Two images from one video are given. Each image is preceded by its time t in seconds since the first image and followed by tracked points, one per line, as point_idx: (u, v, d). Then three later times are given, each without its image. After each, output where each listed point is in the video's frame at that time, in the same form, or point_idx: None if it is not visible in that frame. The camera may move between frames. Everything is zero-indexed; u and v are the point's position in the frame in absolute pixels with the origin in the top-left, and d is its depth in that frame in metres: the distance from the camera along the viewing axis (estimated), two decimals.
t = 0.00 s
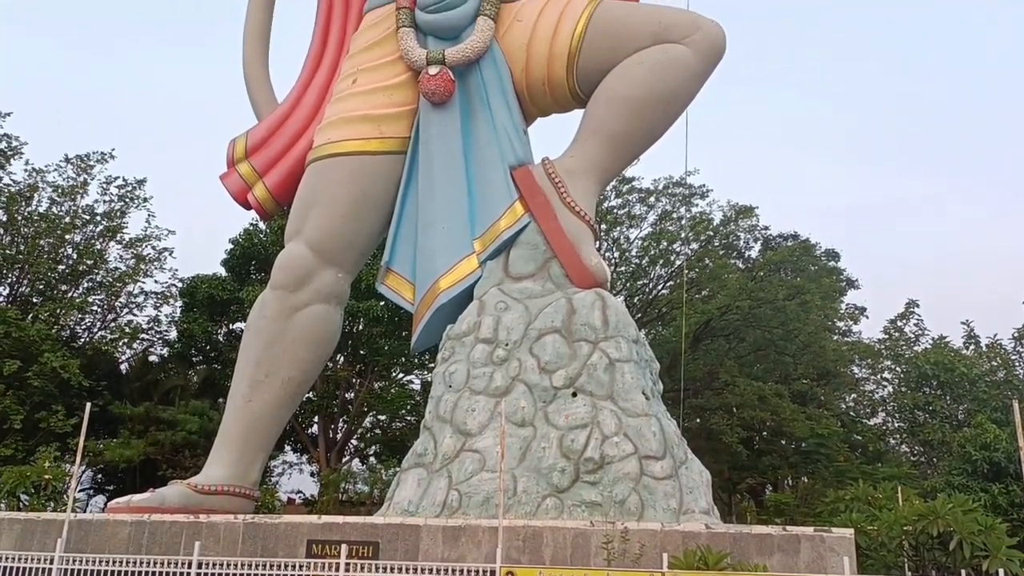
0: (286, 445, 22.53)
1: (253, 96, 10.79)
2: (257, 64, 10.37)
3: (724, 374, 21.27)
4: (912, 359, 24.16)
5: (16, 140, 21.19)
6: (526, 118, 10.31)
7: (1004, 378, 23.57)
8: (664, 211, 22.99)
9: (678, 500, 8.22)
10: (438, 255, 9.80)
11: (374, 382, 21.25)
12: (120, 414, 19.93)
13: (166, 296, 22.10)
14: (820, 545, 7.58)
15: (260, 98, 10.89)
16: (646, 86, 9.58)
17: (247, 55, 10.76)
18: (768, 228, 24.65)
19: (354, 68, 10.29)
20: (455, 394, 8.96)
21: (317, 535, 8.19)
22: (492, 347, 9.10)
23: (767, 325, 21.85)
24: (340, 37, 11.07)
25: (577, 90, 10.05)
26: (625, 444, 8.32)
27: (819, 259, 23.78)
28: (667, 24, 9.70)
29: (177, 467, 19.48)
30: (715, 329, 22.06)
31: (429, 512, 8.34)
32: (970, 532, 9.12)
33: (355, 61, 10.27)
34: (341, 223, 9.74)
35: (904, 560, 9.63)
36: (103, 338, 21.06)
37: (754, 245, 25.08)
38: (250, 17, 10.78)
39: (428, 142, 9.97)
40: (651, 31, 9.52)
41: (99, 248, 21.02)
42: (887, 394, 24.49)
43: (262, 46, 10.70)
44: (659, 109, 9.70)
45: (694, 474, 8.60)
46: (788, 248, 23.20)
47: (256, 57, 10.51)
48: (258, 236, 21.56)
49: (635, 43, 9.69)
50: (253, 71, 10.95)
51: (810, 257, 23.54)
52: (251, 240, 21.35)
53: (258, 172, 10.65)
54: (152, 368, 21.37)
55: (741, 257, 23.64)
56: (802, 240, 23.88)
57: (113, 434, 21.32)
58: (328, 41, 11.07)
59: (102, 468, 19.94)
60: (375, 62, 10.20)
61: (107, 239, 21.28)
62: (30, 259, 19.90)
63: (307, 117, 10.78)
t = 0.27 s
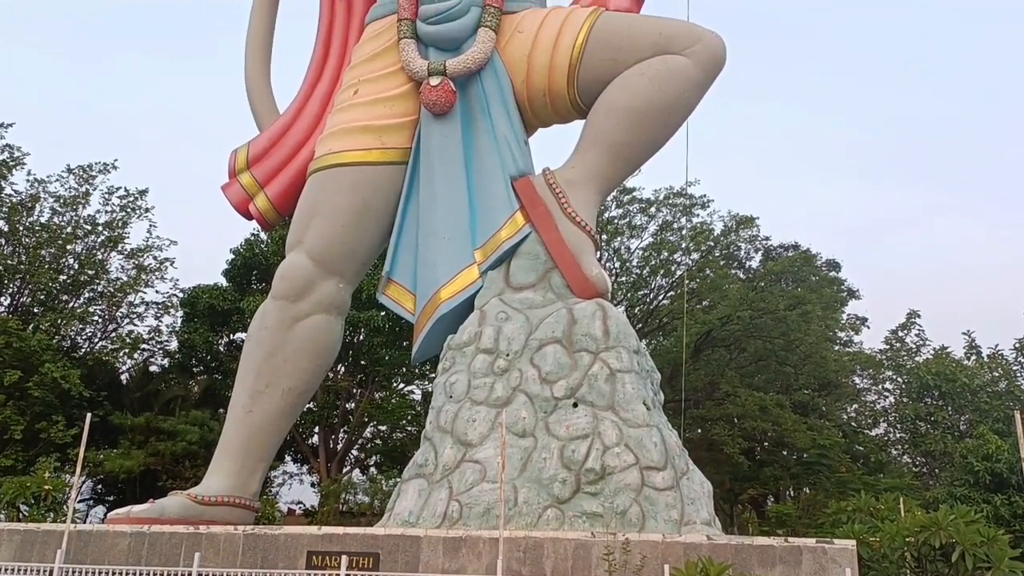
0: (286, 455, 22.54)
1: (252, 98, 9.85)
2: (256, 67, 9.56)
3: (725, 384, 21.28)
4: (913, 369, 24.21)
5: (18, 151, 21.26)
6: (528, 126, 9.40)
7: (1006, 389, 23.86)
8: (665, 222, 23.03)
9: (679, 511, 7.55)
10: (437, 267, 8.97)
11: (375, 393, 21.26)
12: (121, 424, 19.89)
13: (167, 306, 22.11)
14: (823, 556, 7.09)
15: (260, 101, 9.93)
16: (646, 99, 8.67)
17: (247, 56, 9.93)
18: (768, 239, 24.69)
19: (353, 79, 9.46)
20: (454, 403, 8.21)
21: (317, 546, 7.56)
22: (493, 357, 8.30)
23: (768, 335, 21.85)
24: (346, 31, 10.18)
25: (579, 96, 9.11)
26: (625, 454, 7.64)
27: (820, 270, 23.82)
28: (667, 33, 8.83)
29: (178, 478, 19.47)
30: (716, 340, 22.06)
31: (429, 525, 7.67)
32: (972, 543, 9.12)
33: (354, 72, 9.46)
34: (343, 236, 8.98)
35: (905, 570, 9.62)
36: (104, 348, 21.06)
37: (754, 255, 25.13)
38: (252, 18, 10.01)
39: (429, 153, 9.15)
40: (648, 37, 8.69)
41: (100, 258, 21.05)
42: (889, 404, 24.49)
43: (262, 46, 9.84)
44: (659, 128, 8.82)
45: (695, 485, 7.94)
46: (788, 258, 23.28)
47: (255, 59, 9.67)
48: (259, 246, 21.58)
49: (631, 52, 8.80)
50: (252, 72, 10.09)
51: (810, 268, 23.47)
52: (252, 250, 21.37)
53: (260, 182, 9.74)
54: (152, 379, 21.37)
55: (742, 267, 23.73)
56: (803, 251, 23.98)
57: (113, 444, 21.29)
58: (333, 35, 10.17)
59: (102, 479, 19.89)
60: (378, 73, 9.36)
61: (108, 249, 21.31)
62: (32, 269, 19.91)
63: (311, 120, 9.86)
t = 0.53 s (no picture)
0: (286, 467, 22.53)
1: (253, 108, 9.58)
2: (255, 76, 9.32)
3: (725, 395, 21.25)
4: (914, 380, 24.22)
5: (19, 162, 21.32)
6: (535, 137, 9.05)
7: (1007, 400, 23.90)
8: (665, 232, 23.05)
9: (679, 523, 7.10)
10: (437, 280, 8.58)
11: (375, 404, 21.24)
12: (120, 435, 19.87)
13: (166, 316, 22.09)
14: (825, 568, 6.66)
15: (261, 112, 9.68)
16: (646, 114, 8.27)
17: (248, 64, 9.72)
18: (768, 249, 24.72)
19: (354, 90, 9.17)
20: (453, 415, 7.74)
21: (317, 557, 7.11)
22: (494, 368, 7.83)
23: (769, 345, 21.83)
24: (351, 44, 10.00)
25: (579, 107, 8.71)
26: (627, 465, 7.17)
27: (820, 280, 23.93)
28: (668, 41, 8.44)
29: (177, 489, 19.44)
30: (717, 350, 22.04)
31: (429, 536, 7.18)
32: (974, 555, 9.07)
33: (355, 84, 9.16)
34: (344, 247, 8.66)
35: None
36: (103, 359, 21.05)
37: (754, 266, 25.16)
38: (253, 26, 9.82)
39: (431, 163, 8.79)
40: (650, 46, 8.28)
41: (101, 269, 21.07)
42: (890, 415, 24.45)
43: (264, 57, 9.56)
44: (658, 141, 8.43)
45: (696, 497, 7.47)
46: (788, 268, 23.32)
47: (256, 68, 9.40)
48: (259, 257, 21.58)
49: (631, 61, 8.40)
50: (254, 81, 9.86)
51: (810, 278, 23.58)
52: (252, 260, 21.38)
53: (260, 192, 9.48)
54: (152, 390, 21.37)
55: (742, 277, 23.76)
56: (803, 261, 24.03)
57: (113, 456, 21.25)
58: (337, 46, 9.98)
59: (101, 490, 19.84)
60: (381, 84, 9.05)
61: (109, 260, 21.32)
62: (32, 279, 19.92)
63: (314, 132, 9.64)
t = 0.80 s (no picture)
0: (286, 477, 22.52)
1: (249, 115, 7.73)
2: (249, 77, 7.50)
3: (725, 405, 21.24)
4: (914, 391, 24.29)
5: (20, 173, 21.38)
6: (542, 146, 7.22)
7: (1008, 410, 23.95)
8: (665, 242, 23.07)
9: (680, 536, 5.68)
10: (438, 290, 6.83)
11: (375, 414, 21.22)
12: (119, 446, 19.84)
13: (166, 327, 22.08)
14: None
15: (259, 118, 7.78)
16: (639, 132, 6.57)
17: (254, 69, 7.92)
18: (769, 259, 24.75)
19: (353, 100, 7.27)
20: (452, 426, 6.20)
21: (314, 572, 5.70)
22: (495, 378, 6.27)
23: (769, 355, 21.81)
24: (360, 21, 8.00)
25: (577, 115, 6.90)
26: (627, 476, 5.74)
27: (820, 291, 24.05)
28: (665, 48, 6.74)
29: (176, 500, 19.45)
30: (716, 361, 22.06)
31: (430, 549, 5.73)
32: (975, 566, 9.16)
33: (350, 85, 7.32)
34: (344, 258, 6.84)
35: None
36: (103, 370, 21.04)
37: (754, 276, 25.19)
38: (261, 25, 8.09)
39: (433, 174, 6.98)
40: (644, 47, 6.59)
41: (101, 279, 21.11)
42: (890, 426, 24.48)
43: (259, 63, 7.82)
44: (655, 164, 6.73)
45: (697, 510, 5.99)
46: (788, 279, 23.36)
47: (249, 72, 7.63)
48: (259, 267, 21.55)
49: (623, 67, 6.68)
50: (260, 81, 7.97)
51: (810, 289, 23.69)
52: (252, 270, 21.36)
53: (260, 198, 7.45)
54: (151, 401, 21.39)
55: (742, 288, 23.80)
56: (803, 272, 24.10)
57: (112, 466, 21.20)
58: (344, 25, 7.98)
59: (100, 501, 19.79)
60: (382, 93, 7.17)
61: (109, 270, 21.34)
62: (32, 290, 19.92)
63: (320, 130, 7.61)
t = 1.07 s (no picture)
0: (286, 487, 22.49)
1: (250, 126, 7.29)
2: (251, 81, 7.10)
3: (726, 414, 21.20)
4: (915, 400, 24.33)
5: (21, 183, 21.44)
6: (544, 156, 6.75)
7: (1009, 420, 23.97)
8: (665, 252, 23.09)
9: (684, 547, 5.23)
10: (437, 299, 6.34)
11: (375, 424, 21.18)
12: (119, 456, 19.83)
13: (167, 337, 22.06)
14: None
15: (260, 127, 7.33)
16: (641, 141, 6.13)
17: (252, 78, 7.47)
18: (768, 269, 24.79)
19: (352, 110, 6.77)
20: (451, 437, 5.72)
21: None
22: (495, 388, 5.79)
23: (770, 364, 21.80)
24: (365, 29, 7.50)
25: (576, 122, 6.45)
26: (629, 486, 5.30)
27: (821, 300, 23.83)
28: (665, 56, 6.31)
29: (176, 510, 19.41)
30: (717, 370, 22.05)
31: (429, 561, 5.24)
32: None
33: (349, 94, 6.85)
34: (343, 266, 6.35)
35: None
36: (103, 380, 21.04)
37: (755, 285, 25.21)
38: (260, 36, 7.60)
39: (434, 183, 6.49)
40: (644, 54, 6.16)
41: (102, 289, 21.12)
42: (892, 435, 24.46)
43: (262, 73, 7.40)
44: (656, 175, 6.29)
45: (699, 520, 5.55)
46: (788, 288, 23.37)
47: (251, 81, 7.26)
48: (260, 277, 21.54)
49: (621, 76, 6.24)
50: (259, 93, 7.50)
51: (811, 297, 23.61)
52: (252, 280, 21.35)
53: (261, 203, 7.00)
54: (151, 411, 21.36)
55: (742, 297, 23.82)
56: (803, 281, 24.14)
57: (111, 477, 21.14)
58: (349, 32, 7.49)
59: (100, 511, 19.72)
60: (383, 102, 6.68)
61: (110, 280, 21.35)
62: (32, 299, 19.90)
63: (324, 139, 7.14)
